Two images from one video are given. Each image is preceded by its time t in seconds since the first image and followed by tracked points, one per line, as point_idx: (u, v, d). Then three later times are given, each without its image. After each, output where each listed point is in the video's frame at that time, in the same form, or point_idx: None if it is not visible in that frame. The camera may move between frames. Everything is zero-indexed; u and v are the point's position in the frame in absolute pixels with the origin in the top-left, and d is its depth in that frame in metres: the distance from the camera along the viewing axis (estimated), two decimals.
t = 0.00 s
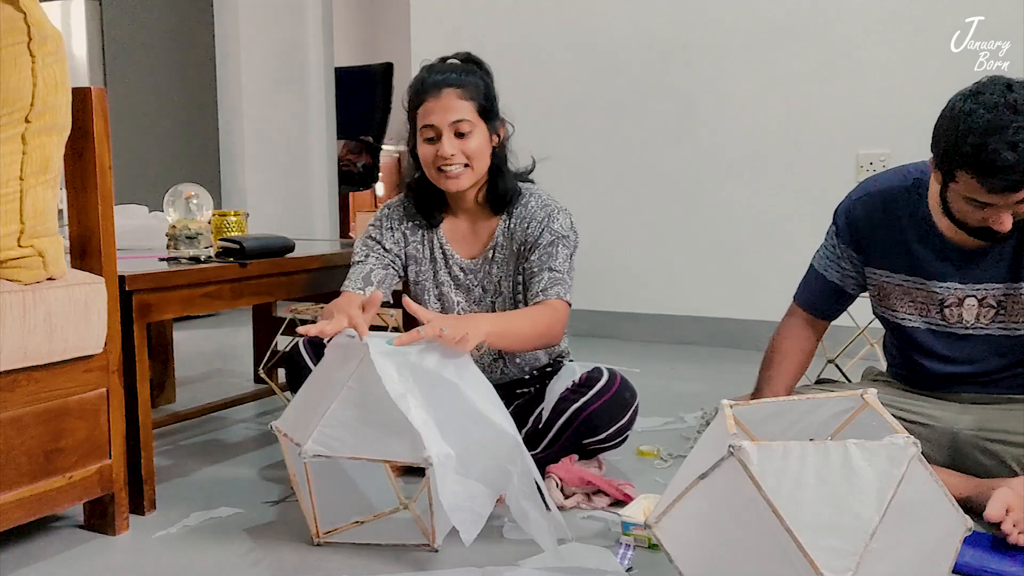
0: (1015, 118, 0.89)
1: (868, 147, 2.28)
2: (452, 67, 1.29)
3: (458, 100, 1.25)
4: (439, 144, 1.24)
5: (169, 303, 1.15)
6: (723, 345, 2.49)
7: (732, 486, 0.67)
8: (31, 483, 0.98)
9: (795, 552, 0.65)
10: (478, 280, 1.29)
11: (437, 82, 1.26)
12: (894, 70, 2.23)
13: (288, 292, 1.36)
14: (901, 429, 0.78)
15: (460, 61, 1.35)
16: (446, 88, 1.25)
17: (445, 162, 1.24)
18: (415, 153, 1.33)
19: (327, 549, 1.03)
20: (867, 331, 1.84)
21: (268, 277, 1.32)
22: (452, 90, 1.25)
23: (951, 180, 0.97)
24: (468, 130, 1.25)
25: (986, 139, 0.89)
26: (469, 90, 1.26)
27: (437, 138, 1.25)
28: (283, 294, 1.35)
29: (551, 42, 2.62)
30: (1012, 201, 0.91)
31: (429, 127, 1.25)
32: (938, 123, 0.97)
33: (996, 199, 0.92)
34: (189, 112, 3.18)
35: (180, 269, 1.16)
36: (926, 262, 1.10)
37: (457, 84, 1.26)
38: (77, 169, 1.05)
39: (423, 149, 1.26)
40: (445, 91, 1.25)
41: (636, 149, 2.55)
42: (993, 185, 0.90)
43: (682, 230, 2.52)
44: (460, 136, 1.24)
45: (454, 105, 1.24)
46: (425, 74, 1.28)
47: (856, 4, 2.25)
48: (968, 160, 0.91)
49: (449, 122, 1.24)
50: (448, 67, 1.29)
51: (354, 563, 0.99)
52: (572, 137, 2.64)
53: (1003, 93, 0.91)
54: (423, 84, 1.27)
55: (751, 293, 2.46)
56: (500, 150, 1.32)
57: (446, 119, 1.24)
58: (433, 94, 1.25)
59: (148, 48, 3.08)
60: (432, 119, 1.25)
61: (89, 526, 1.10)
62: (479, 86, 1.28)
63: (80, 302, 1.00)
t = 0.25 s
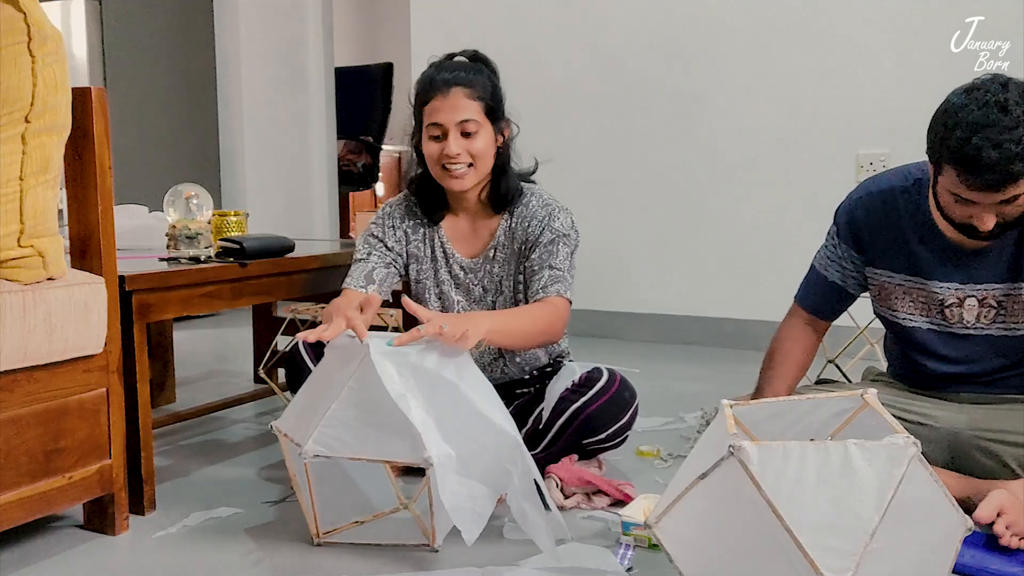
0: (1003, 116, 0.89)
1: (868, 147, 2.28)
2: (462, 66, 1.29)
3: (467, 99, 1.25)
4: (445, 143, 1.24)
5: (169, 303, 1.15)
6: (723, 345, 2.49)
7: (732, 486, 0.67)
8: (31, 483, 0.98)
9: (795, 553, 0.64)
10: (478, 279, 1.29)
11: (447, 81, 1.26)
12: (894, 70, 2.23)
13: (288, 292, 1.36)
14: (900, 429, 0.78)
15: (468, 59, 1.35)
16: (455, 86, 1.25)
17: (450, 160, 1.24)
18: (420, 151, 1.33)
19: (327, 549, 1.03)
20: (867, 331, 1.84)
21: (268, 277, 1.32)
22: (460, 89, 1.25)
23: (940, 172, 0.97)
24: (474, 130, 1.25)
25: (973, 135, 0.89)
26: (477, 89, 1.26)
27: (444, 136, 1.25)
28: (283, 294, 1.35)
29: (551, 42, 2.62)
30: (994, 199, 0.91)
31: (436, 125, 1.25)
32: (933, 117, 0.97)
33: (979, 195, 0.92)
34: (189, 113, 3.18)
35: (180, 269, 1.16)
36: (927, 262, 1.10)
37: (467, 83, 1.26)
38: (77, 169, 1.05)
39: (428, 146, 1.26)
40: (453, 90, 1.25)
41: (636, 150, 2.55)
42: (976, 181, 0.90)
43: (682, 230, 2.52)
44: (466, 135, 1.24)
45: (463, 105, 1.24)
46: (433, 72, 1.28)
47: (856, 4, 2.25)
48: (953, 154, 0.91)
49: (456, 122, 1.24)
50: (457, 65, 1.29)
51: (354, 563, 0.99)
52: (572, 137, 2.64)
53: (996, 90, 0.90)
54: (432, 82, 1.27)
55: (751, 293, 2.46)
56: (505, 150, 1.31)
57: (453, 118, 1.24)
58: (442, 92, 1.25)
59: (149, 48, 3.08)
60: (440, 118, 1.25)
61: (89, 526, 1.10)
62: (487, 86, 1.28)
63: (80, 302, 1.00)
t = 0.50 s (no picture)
0: (996, 117, 0.89)
1: (868, 147, 2.28)
2: (465, 66, 1.29)
3: (471, 100, 1.25)
4: (448, 143, 1.24)
5: (169, 303, 1.15)
6: (723, 345, 2.49)
7: (732, 486, 0.67)
8: (31, 483, 0.98)
9: (795, 552, 0.64)
10: (480, 279, 1.29)
11: (449, 81, 1.26)
12: (894, 70, 2.23)
13: (288, 292, 1.36)
14: (901, 429, 0.78)
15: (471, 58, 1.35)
16: (458, 87, 1.25)
17: (453, 161, 1.24)
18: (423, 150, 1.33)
19: (327, 549, 1.03)
20: (867, 331, 1.84)
21: (268, 277, 1.32)
22: (463, 89, 1.25)
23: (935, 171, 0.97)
24: (478, 130, 1.25)
25: (966, 136, 0.89)
26: (480, 90, 1.26)
27: (447, 136, 1.25)
28: (283, 294, 1.35)
29: (551, 42, 2.62)
30: (989, 199, 0.92)
31: (439, 125, 1.25)
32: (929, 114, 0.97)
33: (973, 196, 0.92)
34: (189, 112, 3.18)
35: (180, 269, 1.16)
36: (924, 262, 1.11)
37: (470, 83, 1.26)
38: (77, 169, 1.05)
39: (432, 146, 1.26)
40: (456, 90, 1.25)
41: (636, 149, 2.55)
42: (967, 181, 0.90)
43: (682, 230, 2.52)
44: (469, 136, 1.24)
45: (466, 105, 1.24)
46: (436, 71, 1.28)
47: (856, 5, 2.25)
48: (947, 155, 0.91)
49: (459, 122, 1.24)
50: (459, 65, 1.29)
51: (354, 563, 0.99)
52: (572, 137, 2.64)
53: (990, 92, 0.90)
54: (434, 81, 1.27)
55: (751, 293, 2.46)
56: (508, 149, 1.31)
57: (457, 118, 1.24)
58: (445, 93, 1.25)
59: (149, 48, 3.08)
60: (443, 118, 1.25)
61: (89, 526, 1.10)
62: (490, 86, 1.28)
63: (80, 302, 1.00)
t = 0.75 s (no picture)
0: (987, 116, 0.89)
1: (868, 147, 2.28)
2: (466, 65, 1.29)
3: (471, 100, 1.25)
4: (449, 142, 1.24)
5: (169, 303, 1.15)
6: (723, 345, 2.49)
7: (732, 486, 0.67)
8: (31, 483, 0.98)
9: (795, 552, 0.64)
10: (481, 278, 1.29)
11: (451, 80, 1.26)
12: (894, 70, 2.23)
13: (288, 292, 1.36)
14: (900, 429, 0.78)
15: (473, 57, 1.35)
16: (459, 86, 1.25)
17: (454, 160, 1.24)
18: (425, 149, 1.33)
19: (327, 549, 1.03)
20: (867, 331, 1.84)
21: (268, 277, 1.32)
22: (464, 88, 1.25)
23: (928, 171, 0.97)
24: (479, 130, 1.25)
25: (957, 134, 0.90)
26: (481, 89, 1.26)
27: (448, 136, 1.25)
28: (283, 294, 1.35)
29: (551, 42, 2.62)
30: (977, 197, 0.91)
31: (440, 125, 1.25)
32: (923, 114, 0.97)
33: (961, 194, 0.92)
34: (189, 113, 3.18)
35: (180, 269, 1.16)
36: (921, 262, 1.11)
37: (470, 82, 1.26)
38: (77, 169, 1.06)
39: (434, 146, 1.26)
40: (457, 90, 1.25)
41: (636, 149, 2.55)
42: (955, 180, 0.90)
43: (682, 230, 2.52)
44: (470, 135, 1.24)
45: (467, 104, 1.24)
46: (437, 71, 1.28)
47: (856, 5, 2.25)
48: (938, 152, 0.91)
49: (460, 122, 1.24)
50: (461, 64, 1.29)
51: (354, 563, 0.99)
52: (572, 137, 2.64)
53: (984, 90, 0.91)
54: (436, 81, 1.27)
55: (751, 293, 2.46)
56: (509, 148, 1.31)
57: (458, 118, 1.24)
58: (446, 93, 1.25)
59: (148, 48, 3.08)
60: (444, 117, 1.24)
61: (89, 526, 1.10)
62: (491, 85, 1.28)
63: (80, 302, 1.00)
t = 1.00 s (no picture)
0: (979, 120, 0.89)
1: (868, 147, 2.28)
2: (462, 65, 1.29)
3: (468, 99, 1.25)
4: (447, 142, 1.24)
5: (169, 303, 1.15)
6: (723, 345, 2.49)
7: (732, 486, 0.67)
8: (31, 483, 0.98)
9: (795, 552, 0.64)
10: (480, 280, 1.29)
11: (448, 80, 1.26)
12: (894, 70, 2.23)
13: (288, 292, 1.36)
14: (900, 429, 0.78)
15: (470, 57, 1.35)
16: (456, 86, 1.25)
17: (452, 160, 1.24)
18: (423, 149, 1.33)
19: (326, 549, 1.03)
20: (867, 331, 1.84)
21: (268, 277, 1.32)
22: (461, 88, 1.25)
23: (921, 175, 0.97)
24: (476, 129, 1.24)
25: (949, 137, 0.90)
26: (478, 88, 1.26)
27: (445, 136, 1.25)
28: (283, 294, 1.35)
29: (551, 42, 2.62)
30: (969, 200, 0.91)
31: (438, 125, 1.25)
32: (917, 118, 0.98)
33: (953, 196, 0.91)
34: (189, 113, 3.18)
35: (180, 269, 1.16)
36: (919, 266, 1.10)
37: (467, 82, 1.26)
38: (77, 169, 1.06)
39: (431, 147, 1.26)
40: (454, 90, 1.25)
41: (636, 149, 2.55)
42: (946, 182, 0.90)
43: (682, 229, 2.52)
44: (468, 134, 1.24)
45: (464, 103, 1.24)
46: (434, 71, 1.28)
47: (856, 5, 2.25)
48: (931, 155, 0.92)
49: (458, 121, 1.24)
50: (458, 64, 1.29)
51: (353, 563, 0.99)
52: (572, 137, 2.64)
53: (978, 93, 0.91)
54: (434, 81, 1.27)
55: (751, 293, 2.46)
56: (508, 148, 1.31)
57: (455, 118, 1.24)
58: (443, 93, 1.25)
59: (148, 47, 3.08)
60: (441, 116, 1.24)
61: (89, 526, 1.10)
62: (488, 84, 1.28)
63: (80, 302, 1.00)
